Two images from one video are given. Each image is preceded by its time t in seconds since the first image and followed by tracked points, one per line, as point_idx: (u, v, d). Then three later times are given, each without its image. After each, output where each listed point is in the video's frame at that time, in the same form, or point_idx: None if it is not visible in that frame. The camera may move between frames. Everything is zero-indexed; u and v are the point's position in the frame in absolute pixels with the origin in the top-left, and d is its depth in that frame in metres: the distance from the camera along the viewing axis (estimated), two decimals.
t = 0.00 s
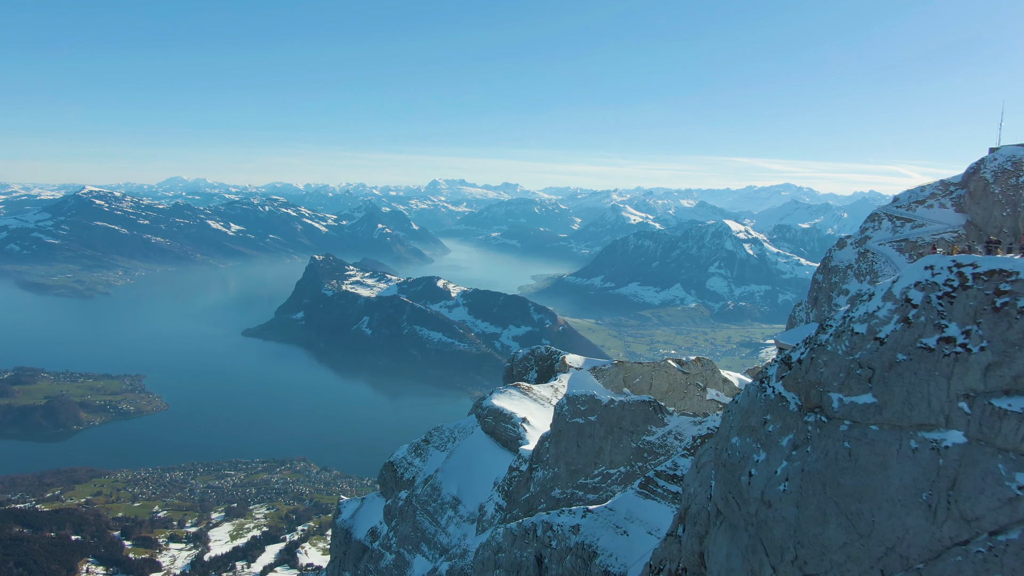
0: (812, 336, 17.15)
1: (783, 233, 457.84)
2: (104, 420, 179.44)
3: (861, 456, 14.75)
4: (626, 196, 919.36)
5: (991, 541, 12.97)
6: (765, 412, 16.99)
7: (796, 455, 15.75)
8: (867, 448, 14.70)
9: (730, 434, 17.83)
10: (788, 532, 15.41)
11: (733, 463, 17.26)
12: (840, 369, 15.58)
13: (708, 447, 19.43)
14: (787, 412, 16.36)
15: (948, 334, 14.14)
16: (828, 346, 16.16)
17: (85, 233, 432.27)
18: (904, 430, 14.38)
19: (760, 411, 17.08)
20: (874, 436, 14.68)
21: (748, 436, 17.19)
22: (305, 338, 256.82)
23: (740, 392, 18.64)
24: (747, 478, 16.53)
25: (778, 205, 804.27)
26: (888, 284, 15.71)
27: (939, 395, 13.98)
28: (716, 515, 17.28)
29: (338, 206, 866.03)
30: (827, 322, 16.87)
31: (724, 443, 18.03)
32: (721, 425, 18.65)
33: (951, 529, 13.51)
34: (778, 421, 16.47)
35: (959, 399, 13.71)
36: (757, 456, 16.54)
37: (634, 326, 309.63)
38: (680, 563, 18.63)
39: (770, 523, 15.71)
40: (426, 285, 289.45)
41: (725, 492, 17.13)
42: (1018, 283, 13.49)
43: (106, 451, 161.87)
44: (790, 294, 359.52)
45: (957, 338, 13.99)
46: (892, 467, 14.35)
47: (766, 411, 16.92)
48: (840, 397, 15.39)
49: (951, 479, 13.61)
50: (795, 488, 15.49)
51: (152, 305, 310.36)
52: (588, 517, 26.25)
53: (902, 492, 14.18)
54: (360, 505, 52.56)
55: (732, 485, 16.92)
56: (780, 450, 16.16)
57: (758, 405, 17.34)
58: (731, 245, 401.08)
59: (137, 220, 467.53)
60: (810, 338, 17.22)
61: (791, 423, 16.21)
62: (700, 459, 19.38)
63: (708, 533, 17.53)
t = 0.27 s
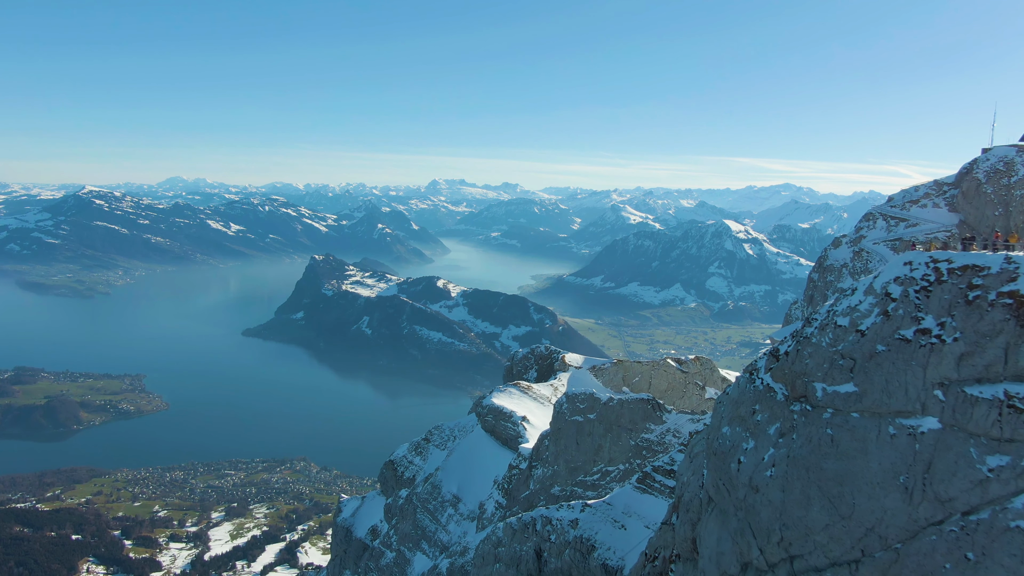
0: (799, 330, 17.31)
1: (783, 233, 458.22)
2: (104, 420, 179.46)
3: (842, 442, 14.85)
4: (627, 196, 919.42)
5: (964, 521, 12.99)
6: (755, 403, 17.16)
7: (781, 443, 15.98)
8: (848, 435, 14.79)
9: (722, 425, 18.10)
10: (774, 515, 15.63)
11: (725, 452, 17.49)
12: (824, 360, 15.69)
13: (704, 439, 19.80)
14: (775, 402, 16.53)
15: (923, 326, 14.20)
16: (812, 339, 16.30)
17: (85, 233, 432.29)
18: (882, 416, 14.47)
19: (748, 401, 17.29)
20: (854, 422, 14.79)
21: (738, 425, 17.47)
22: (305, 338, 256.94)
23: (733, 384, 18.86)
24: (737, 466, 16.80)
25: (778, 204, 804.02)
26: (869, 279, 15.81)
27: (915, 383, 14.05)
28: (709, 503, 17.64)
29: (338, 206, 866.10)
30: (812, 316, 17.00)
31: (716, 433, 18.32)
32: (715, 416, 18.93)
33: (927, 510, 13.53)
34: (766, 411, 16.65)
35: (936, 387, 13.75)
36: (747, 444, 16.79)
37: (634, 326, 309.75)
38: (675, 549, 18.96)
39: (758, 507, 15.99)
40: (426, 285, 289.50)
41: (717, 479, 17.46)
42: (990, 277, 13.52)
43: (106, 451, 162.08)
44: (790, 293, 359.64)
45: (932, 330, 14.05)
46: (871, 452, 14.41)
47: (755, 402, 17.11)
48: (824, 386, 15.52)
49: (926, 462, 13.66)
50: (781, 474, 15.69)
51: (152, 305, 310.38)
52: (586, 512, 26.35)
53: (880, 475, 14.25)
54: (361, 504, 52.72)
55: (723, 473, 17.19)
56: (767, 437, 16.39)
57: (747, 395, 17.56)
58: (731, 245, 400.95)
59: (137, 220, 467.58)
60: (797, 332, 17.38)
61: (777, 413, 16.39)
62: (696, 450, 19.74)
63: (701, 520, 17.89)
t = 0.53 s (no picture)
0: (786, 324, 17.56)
1: (782, 233, 458.86)
2: (104, 420, 179.59)
3: (826, 429, 15.00)
4: (626, 196, 919.73)
5: (943, 507, 13.17)
6: (743, 393, 17.30)
7: (768, 430, 16.13)
8: (831, 422, 14.97)
9: (711, 416, 18.22)
10: (762, 500, 15.74)
11: (715, 441, 17.50)
12: (809, 351, 15.89)
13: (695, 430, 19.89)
14: (763, 393, 16.65)
15: (903, 318, 14.42)
16: (799, 331, 16.50)
17: (85, 233, 432.68)
18: (863, 404, 14.63)
19: (738, 392, 17.37)
20: (837, 411, 14.95)
21: (728, 416, 17.51)
22: (305, 338, 257.14)
23: (723, 376, 18.98)
24: (727, 454, 16.84)
25: (778, 205, 804.89)
26: (852, 274, 16.04)
27: (894, 372, 14.28)
28: (700, 490, 17.74)
29: (338, 206, 866.39)
30: (800, 310, 17.22)
31: (705, 422, 18.43)
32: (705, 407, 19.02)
33: (905, 495, 13.69)
34: (754, 401, 16.78)
35: (913, 376, 13.99)
36: (735, 433, 16.90)
37: (633, 326, 309.99)
38: (668, 537, 19.11)
39: (746, 493, 16.11)
40: (426, 285, 289.82)
41: (707, 467, 17.47)
42: (964, 272, 13.89)
43: (106, 451, 162.35)
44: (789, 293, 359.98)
45: (910, 321, 14.32)
46: (853, 438, 14.58)
47: (744, 393, 17.21)
48: (807, 376, 15.72)
49: (905, 448, 13.84)
50: (767, 461, 15.81)
51: (152, 305, 310.65)
52: (585, 506, 26.53)
53: (862, 460, 14.39)
54: (362, 502, 52.79)
55: (713, 460, 17.25)
56: (755, 426, 16.52)
57: (737, 387, 17.59)
58: (731, 245, 401.35)
59: (138, 220, 468.02)
60: (784, 324, 17.61)
61: (765, 403, 16.53)
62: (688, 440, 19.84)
63: (692, 508, 17.97)
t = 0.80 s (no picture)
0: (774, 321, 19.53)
1: (782, 233, 458.76)
2: (104, 420, 179.76)
3: (811, 417, 16.75)
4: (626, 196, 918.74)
5: (919, 487, 14.74)
6: (735, 385, 19.24)
7: (757, 420, 17.95)
8: (816, 411, 16.69)
9: (705, 407, 20.16)
10: (751, 485, 17.49)
11: (707, 431, 19.41)
12: (796, 345, 17.72)
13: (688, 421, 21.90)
14: (753, 384, 18.59)
15: (882, 312, 16.13)
16: (786, 326, 18.40)
17: (85, 233, 432.48)
18: (845, 394, 16.32)
19: (730, 384, 19.37)
20: (822, 399, 16.66)
21: (720, 407, 19.52)
22: (305, 338, 257.39)
23: (716, 370, 20.95)
24: (718, 442, 18.72)
25: (778, 204, 803.96)
26: (837, 273, 17.86)
27: (875, 363, 15.95)
28: (693, 479, 19.56)
29: (338, 206, 865.54)
30: (787, 307, 19.20)
31: (699, 414, 20.31)
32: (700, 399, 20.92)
33: (884, 478, 15.31)
34: (745, 393, 18.69)
35: (893, 366, 15.64)
36: (727, 424, 18.77)
37: (633, 326, 309.96)
38: (663, 524, 20.85)
39: (736, 478, 17.87)
40: (426, 285, 290.00)
41: (700, 457, 19.31)
42: (941, 268, 15.53)
43: (107, 450, 162.59)
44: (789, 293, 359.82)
45: (890, 316, 15.98)
46: (837, 425, 16.26)
47: (737, 385, 19.13)
48: (794, 368, 17.52)
49: (884, 435, 15.45)
50: (756, 448, 17.57)
51: (152, 305, 310.60)
52: (584, 501, 26.99)
53: (844, 447, 16.05)
54: (362, 501, 52.77)
55: (706, 450, 19.07)
56: (745, 416, 18.41)
57: (729, 378, 19.72)
58: (731, 245, 401.37)
59: (137, 220, 467.81)
60: (772, 322, 19.57)
61: (755, 395, 18.38)
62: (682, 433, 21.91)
63: (686, 496, 19.74)
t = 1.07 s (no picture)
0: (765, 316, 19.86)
1: (782, 233, 459.05)
2: (104, 420, 179.85)
3: (797, 406, 17.10)
4: (627, 196, 918.92)
5: (898, 473, 15.04)
6: (726, 378, 19.62)
7: (746, 410, 18.34)
8: (802, 402, 17.02)
9: (698, 400, 20.54)
10: (740, 473, 17.89)
11: (699, 422, 19.81)
12: (784, 338, 18.08)
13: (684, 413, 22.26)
14: (743, 376, 18.93)
15: (865, 306, 16.46)
16: (774, 321, 18.79)
17: (85, 233, 432.52)
18: (829, 384, 16.65)
19: (721, 376, 19.75)
20: (807, 390, 17.01)
21: (712, 399, 19.88)
22: (305, 338, 257.55)
23: (709, 364, 21.34)
24: (709, 432, 19.14)
25: (778, 204, 804.51)
26: (825, 269, 18.22)
27: (857, 354, 16.30)
28: (687, 469, 19.99)
29: (338, 206, 865.66)
30: (778, 301, 19.58)
31: (693, 406, 20.71)
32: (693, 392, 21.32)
33: (866, 464, 15.63)
34: (735, 385, 19.09)
35: (874, 358, 15.97)
36: (718, 415, 19.17)
37: (633, 326, 310.08)
38: (658, 513, 21.33)
39: (727, 466, 18.25)
40: (426, 285, 290.15)
41: (694, 446, 19.76)
42: (919, 263, 15.86)
43: (107, 450, 162.79)
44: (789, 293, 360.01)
45: (872, 309, 16.31)
46: (821, 416, 16.58)
47: (728, 378, 19.52)
48: (782, 361, 17.87)
49: (865, 423, 15.81)
50: (745, 437, 17.95)
51: (152, 305, 310.58)
52: (582, 496, 27.12)
53: (828, 435, 16.36)
54: (362, 500, 52.88)
55: (699, 440, 19.52)
56: (735, 407, 18.77)
57: (720, 372, 20.05)
58: (731, 244, 401.22)
59: (138, 220, 467.93)
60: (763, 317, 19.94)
61: (746, 386, 18.74)
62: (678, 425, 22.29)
63: (681, 485, 20.16)
